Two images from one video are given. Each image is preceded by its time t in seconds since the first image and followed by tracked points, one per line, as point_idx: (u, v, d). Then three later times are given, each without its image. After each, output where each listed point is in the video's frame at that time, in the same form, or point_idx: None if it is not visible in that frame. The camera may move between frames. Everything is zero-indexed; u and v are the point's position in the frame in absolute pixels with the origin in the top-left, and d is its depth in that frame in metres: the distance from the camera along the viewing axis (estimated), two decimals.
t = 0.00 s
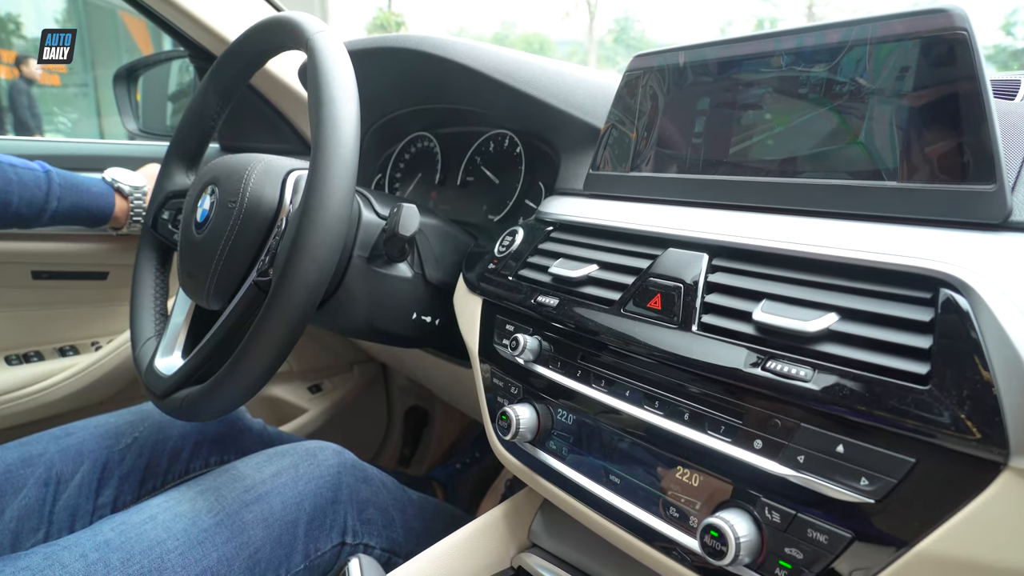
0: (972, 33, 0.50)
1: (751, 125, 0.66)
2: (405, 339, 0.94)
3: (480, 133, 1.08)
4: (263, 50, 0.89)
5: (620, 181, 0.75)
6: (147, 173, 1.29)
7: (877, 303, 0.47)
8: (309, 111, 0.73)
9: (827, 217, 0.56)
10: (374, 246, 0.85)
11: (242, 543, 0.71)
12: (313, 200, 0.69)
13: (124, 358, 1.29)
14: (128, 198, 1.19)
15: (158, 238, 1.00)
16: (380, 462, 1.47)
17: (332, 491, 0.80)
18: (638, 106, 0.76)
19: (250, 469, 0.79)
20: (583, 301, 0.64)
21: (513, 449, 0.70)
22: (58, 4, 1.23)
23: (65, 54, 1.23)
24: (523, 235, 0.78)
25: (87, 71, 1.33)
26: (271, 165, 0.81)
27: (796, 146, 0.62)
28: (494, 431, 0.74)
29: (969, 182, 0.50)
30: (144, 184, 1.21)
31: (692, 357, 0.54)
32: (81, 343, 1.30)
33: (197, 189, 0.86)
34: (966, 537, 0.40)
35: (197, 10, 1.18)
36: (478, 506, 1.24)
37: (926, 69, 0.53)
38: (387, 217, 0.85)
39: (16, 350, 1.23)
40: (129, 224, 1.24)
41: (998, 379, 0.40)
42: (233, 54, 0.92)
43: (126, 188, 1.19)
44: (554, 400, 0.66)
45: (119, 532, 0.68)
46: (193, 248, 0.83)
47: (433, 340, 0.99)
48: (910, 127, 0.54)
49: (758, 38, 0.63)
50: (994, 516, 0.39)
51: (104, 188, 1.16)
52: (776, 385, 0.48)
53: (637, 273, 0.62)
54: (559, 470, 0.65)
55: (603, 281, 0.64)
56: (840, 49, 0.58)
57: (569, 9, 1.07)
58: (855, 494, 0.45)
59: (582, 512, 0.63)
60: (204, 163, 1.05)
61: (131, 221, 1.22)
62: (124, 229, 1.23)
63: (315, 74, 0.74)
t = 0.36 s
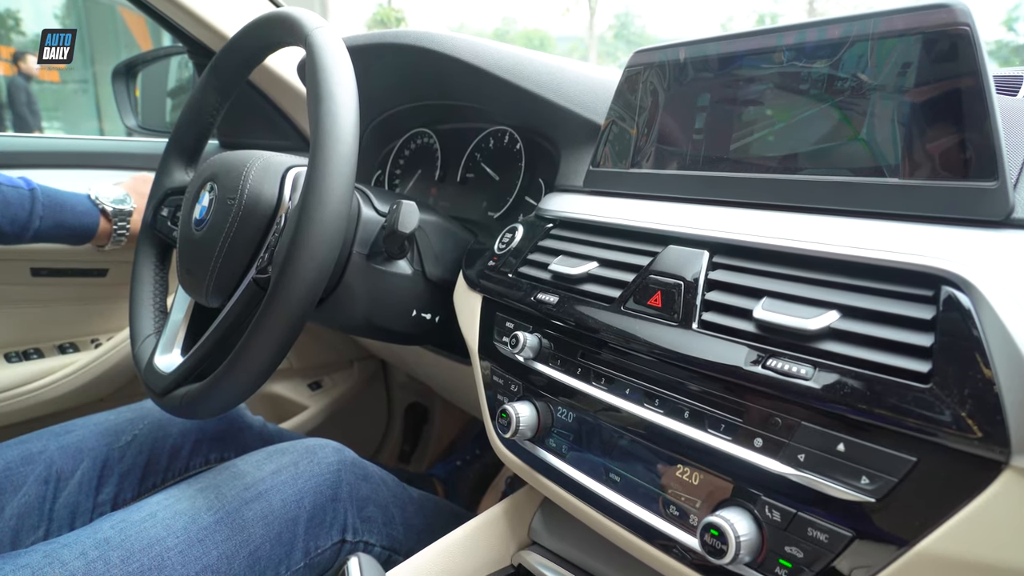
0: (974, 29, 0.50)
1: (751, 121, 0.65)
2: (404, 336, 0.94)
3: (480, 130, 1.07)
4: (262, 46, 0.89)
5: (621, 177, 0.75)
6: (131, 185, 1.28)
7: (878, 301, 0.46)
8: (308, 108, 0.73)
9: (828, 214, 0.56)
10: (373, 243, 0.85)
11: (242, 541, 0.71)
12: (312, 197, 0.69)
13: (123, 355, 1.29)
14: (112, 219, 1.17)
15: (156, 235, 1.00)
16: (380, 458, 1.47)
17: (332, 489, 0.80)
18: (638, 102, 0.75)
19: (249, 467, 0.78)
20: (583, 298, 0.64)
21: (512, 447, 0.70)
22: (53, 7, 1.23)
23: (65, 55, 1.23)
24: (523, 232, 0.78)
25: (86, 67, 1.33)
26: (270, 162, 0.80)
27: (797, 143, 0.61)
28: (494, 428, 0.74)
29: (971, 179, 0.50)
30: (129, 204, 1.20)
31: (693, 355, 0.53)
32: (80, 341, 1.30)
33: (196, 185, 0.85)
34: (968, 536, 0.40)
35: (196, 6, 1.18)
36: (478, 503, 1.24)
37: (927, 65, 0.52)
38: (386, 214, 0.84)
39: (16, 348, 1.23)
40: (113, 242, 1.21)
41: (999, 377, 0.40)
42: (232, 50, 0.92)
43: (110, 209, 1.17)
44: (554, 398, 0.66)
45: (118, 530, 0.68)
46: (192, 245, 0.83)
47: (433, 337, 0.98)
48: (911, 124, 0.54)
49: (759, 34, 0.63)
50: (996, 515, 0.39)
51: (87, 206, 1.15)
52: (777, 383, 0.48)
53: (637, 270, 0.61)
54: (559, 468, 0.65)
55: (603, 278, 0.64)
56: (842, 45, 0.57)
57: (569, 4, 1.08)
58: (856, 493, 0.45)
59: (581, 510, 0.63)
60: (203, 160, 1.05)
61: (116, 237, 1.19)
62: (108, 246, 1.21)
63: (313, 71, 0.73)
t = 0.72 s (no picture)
0: (971, 31, 0.50)
1: (749, 122, 0.65)
2: (402, 336, 0.94)
3: (479, 129, 1.07)
4: (260, 46, 0.89)
5: (619, 177, 0.75)
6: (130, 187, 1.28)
7: (873, 302, 0.47)
8: (306, 108, 0.73)
9: (823, 216, 0.56)
10: (372, 243, 0.85)
11: (240, 541, 0.71)
12: (310, 198, 0.69)
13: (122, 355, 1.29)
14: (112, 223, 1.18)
15: (155, 236, 1.00)
16: (379, 457, 1.48)
17: (331, 489, 0.80)
18: (635, 102, 0.75)
19: (248, 467, 0.79)
20: (581, 299, 0.64)
21: (509, 447, 0.70)
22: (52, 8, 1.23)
23: (65, 54, 1.24)
24: (521, 232, 0.78)
25: (85, 65, 1.32)
26: (268, 162, 0.80)
27: (794, 145, 0.61)
28: (491, 428, 0.74)
29: (968, 182, 0.50)
30: (130, 209, 1.21)
31: (689, 357, 0.54)
32: (79, 340, 1.30)
33: (195, 185, 0.85)
34: (961, 538, 0.40)
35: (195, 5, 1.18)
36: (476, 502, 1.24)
37: (924, 67, 0.52)
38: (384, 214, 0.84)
39: (14, 347, 1.23)
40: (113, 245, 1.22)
41: (993, 380, 0.40)
42: (230, 50, 0.92)
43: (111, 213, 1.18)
44: (551, 398, 0.66)
45: (117, 530, 0.68)
46: (191, 245, 0.83)
47: (431, 337, 0.98)
48: (907, 126, 0.54)
49: (757, 35, 0.63)
50: (988, 518, 0.39)
51: (88, 209, 1.16)
52: (772, 385, 0.48)
53: (634, 271, 0.62)
54: (555, 468, 0.65)
55: (600, 279, 0.64)
56: (839, 46, 0.57)
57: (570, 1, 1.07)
58: (850, 496, 0.45)
59: (578, 510, 0.64)
60: (202, 159, 1.05)
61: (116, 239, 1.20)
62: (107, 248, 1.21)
63: (311, 71, 0.73)
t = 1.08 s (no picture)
0: (951, 38, 0.50)
1: (735, 126, 0.66)
2: (390, 337, 0.94)
3: (468, 130, 1.07)
4: (247, 48, 0.89)
5: (605, 180, 0.75)
6: (120, 193, 1.26)
7: (852, 308, 0.47)
8: (291, 110, 0.73)
9: (806, 221, 0.56)
10: (359, 245, 0.85)
11: (226, 544, 0.71)
12: (295, 201, 0.69)
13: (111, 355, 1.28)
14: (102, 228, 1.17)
15: (143, 236, 1.00)
16: (370, 456, 1.48)
17: (318, 491, 0.80)
18: (622, 105, 0.76)
19: (235, 469, 0.79)
20: (566, 303, 0.64)
21: (495, 450, 0.70)
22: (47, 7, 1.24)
23: (65, 54, 1.26)
24: (508, 235, 0.78)
25: (79, 61, 1.32)
26: (255, 164, 0.80)
27: (778, 150, 0.62)
28: (477, 430, 0.75)
29: (947, 189, 0.50)
30: (121, 215, 1.20)
31: (672, 362, 0.54)
32: (68, 339, 1.29)
33: (181, 186, 0.85)
34: (936, 545, 0.40)
35: (183, 5, 1.17)
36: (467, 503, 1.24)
37: (905, 73, 0.53)
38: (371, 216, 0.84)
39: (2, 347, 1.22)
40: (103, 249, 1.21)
41: (968, 388, 0.40)
42: (217, 51, 0.91)
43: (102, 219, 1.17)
44: (536, 401, 0.66)
45: (102, 533, 0.68)
46: (177, 247, 0.82)
47: (419, 339, 0.98)
48: (889, 132, 0.54)
49: (741, 39, 0.63)
50: (963, 525, 0.40)
51: (79, 214, 1.15)
52: (752, 391, 0.49)
53: (618, 275, 0.62)
54: (540, 472, 0.65)
55: (585, 283, 0.64)
56: (821, 52, 0.58)
57: None
58: (828, 502, 0.45)
59: (562, 514, 0.64)
60: (190, 160, 1.05)
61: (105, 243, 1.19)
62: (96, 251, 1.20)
63: (297, 73, 0.73)
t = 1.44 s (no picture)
0: (970, 25, 0.49)
1: (746, 116, 0.64)
2: (397, 331, 0.93)
3: (475, 121, 1.06)
4: (251, 40, 0.88)
5: (613, 172, 0.74)
6: (128, 187, 1.26)
7: (867, 304, 0.46)
8: (295, 103, 0.72)
9: (819, 214, 0.55)
10: (364, 238, 0.84)
11: (233, 539, 0.71)
12: (298, 195, 0.68)
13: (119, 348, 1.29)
14: (111, 226, 1.17)
15: (149, 230, 1.00)
16: (380, 449, 1.48)
17: (325, 485, 0.80)
18: (631, 96, 0.74)
19: (241, 463, 0.78)
20: (574, 298, 0.63)
21: (501, 446, 0.70)
22: (63, 5, 1.28)
23: (65, 54, 1.29)
24: (515, 228, 0.77)
25: (90, 54, 1.35)
26: (260, 157, 0.80)
27: (790, 140, 0.60)
28: (483, 425, 0.74)
29: (964, 182, 0.49)
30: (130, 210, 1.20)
31: (681, 358, 0.53)
32: (77, 333, 1.30)
33: (187, 180, 0.85)
34: (953, 548, 0.39)
35: None
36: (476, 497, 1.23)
37: (922, 61, 0.51)
38: (377, 209, 0.83)
39: (12, 341, 1.22)
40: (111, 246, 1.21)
41: (988, 387, 0.39)
42: (222, 43, 0.91)
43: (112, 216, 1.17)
44: (543, 397, 0.65)
45: (110, 527, 0.68)
46: (182, 241, 0.82)
47: (426, 333, 0.98)
48: (905, 123, 0.53)
49: (752, 27, 0.62)
50: (981, 529, 0.38)
51: (87, 209, 1.14)
52: (763, 388, 0.48)
53: (626, 269, 0.61)
54: (547, 468, 0.65)
55: (592, 277, 0.63)
56: (835, 39, 0.56)
57: None
58: (841, 503, 0.44)
59: (569, 511, 0.63)
60: (196, 153, 1.04)
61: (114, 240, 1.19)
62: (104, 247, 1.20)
63: (300, 65, 0.72)
